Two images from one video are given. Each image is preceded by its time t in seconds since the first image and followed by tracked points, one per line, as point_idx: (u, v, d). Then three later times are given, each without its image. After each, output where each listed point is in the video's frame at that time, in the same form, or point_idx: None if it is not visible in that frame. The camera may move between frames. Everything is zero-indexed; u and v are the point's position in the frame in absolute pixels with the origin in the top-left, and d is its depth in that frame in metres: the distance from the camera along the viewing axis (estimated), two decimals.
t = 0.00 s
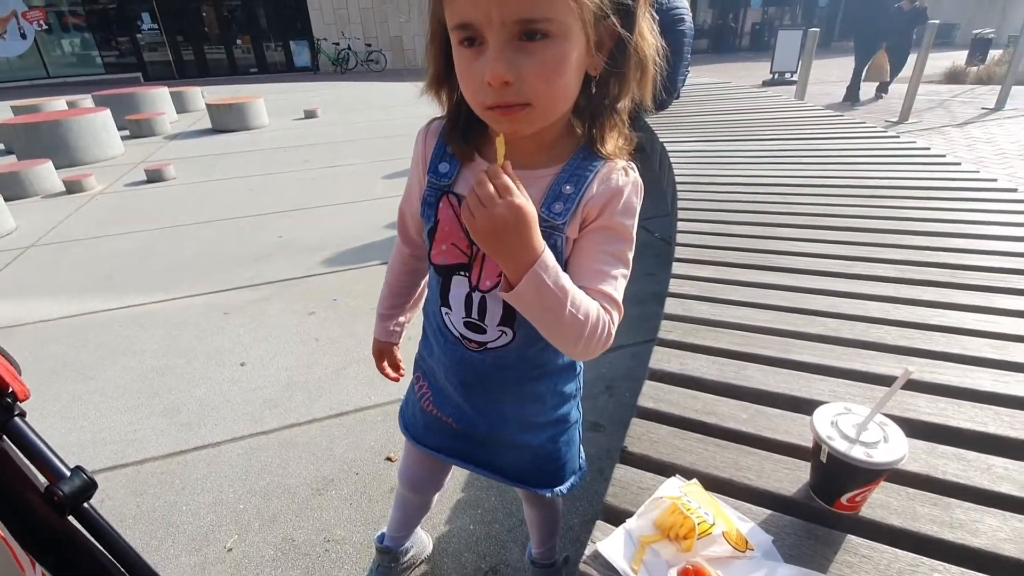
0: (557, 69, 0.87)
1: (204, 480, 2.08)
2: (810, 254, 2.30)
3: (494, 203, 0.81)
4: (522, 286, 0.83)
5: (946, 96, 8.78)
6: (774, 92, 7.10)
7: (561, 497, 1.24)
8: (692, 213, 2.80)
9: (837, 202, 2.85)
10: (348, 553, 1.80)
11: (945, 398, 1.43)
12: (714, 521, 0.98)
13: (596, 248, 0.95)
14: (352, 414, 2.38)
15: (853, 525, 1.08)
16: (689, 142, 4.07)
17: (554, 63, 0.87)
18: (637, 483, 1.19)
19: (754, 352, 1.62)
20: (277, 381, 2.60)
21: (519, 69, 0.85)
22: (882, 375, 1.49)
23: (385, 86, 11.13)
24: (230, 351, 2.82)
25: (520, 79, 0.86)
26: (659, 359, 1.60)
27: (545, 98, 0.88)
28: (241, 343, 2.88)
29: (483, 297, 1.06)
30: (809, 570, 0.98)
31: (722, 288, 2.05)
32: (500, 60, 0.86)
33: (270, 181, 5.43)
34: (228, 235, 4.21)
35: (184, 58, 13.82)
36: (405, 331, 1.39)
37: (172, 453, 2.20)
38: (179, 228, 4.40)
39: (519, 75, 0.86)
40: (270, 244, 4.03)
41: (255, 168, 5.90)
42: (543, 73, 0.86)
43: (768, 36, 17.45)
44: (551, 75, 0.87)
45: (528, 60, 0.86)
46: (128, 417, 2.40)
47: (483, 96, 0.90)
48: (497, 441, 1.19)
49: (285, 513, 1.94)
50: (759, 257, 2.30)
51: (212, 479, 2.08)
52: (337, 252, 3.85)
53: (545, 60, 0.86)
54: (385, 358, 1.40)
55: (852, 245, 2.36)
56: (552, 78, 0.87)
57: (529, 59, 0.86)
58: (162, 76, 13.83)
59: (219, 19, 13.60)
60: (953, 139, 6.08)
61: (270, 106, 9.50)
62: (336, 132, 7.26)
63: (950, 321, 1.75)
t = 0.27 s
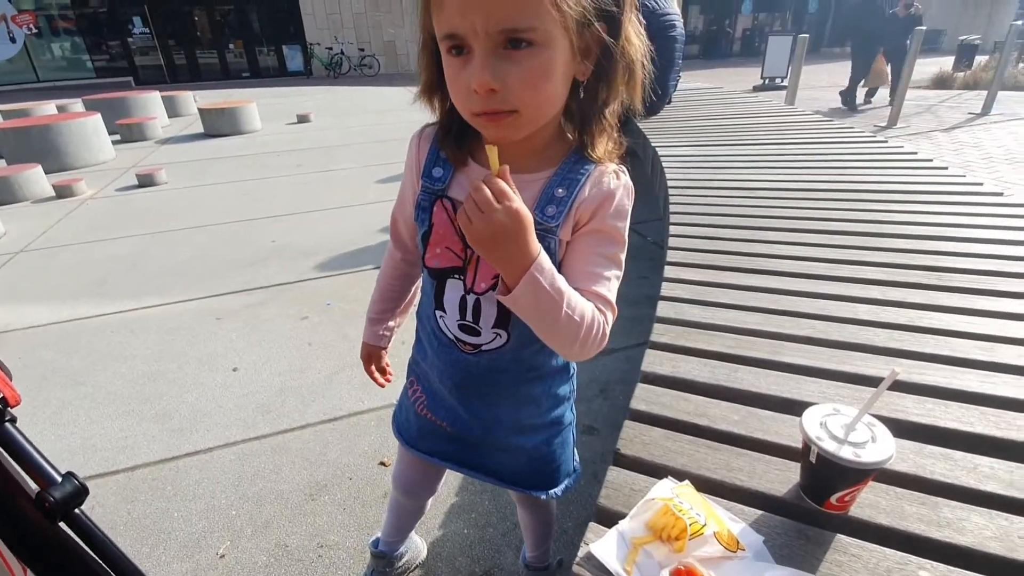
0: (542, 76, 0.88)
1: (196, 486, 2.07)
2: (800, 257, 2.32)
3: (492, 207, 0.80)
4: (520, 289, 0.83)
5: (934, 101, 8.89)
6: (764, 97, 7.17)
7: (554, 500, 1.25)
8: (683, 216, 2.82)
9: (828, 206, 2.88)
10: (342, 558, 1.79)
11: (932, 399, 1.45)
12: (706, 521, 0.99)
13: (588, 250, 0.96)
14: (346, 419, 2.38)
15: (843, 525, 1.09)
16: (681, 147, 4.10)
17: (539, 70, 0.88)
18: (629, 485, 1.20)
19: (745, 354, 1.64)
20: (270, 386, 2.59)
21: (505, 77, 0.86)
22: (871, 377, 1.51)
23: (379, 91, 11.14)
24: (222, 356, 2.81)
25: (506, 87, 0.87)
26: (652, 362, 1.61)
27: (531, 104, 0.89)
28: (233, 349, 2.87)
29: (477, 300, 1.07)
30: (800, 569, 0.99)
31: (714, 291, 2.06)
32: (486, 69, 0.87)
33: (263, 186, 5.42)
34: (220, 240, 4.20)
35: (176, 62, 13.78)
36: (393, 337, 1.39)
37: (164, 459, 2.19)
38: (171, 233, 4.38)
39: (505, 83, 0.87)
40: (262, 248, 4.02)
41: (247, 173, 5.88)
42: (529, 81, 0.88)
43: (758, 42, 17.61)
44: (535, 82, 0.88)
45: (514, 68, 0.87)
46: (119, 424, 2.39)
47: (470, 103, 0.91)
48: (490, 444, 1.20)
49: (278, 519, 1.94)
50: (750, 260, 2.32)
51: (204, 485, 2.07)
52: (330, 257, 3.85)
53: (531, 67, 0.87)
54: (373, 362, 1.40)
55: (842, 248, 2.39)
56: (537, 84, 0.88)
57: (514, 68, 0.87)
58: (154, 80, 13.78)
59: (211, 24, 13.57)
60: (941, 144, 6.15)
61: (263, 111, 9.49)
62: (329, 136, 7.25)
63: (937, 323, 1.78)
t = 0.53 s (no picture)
0: (520, 16, 0.85)
1: (190, 450, 2.08)
2: (793, 219, 2.31)
3: (466, 152, 0.78)
4: (496, 238, 0.82)
5: (932, 67, 8.79)
6: (762, 62, 7.06)
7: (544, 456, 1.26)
8: (676, 180, 2.79)
9: (822, 169, 2.86)
10: (337, 518, 1.81)
11: (920, 355, 1.45)
12: (691, 471, 1.01)
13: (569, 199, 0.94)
14: (338, 384, 2.38)
15: (827, 475, 1.10)
16: (675, 111, 4.05)
17: (517, 10, 0.85)
18: (617, 439, 1.20)
19: (735, 313, 1.63)
20: (262, 353, 2.59)
21: (481, 16, 0.84)
22: (860, 334, 1.52)
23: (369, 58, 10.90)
24: (213, 325, 2.80)
25: (482, 27, 0.85)
26: (642, 322, 1.61)
27: (509, 46, 0.87)
28: (224, 316, 2.86)
29: (459, 252, 1.06)
30: (783, 516, 1.00)
31: (706, 253, 2.05)
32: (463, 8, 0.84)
33: (252, 154, 5.34)
34: (209, 209, 4.15)
35: (160, 30, 13.42)
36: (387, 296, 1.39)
37: (157, 425, 2.20)
38: (159, 203, 4.32)
39: (481, 23, 0.84)
40: (252, 217, 3.98)
41: (236, 141, 5.78)
42: (506, 20, 0.85)
43: (756, 7, 17.29)
44: (513, 23, 0.85)
45: (491, 7, 0.84)
46: (111, 391, 2.38)
47: (447, 44, 0.88)
48: (478, 400, 1.20)
49: (273, 481, 1.95)
50: (742, 222, 2.30)
51: (198, 450, 2.08)
52: (321, 225, 3.81)
53: (509, 6, 0.84)
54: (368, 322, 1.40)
55: (835, 210, 2.38)
56: (515, 24, 0.86)
57: (491, 6, 0.84)
58: (138, 49, 13.45)
59: None
60: (938, 110, 6.10)
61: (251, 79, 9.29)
62: (319, 104, 7.12)
63: (928, 282, 1.78)
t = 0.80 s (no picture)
0: None
1: (177, 396, 2.09)
2: (775, 143, 2.28)
3: (415, 61, 0.75)
4: (451, 153, 0.80)
5: None
6: None
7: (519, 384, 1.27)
8: (658, 108, 2.73)
9: (806, 93, 2.80)
10: (327, 453, 1.85)
11: (895, 271, 1.47)
12: (667, 387, 1.02)
13: (531, 115, 0.92)
14: (323, 327, 2.38)
15: (799, 387, 1.13)
16: (658, 37, 3.91)
17: None
18: (596, 361, 1.22)
19: (714, 238, 1.63)
20: (243, 300, 2.57)
21: None
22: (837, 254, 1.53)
23: None
24: (192, 274, 2.76)
25: None
26: (621, 249, 1.60)
27: None
28: (203, 264, 2.82)
29: (420, 175, 1.03)
30: (755, 426, 1.03)
31: (687, 180, 2.03)
32: None
33: (220, 98, 5.13)
34: (180, 156, 4.01)
35: None
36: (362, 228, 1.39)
37: (142, 374, 2.20)
38: (127, 152, 4.17)
39: None
40: (225, 163, 3.86)
41: (203, 85, 5.54)
42: None
43: None
44: None
45: None
46: (93, 343, 2.37)
47: None
48: (451, 330, 1.20)
49: (262, 422, 1.97)
50: (724, 148, 2.27)
51: (185, 395, 2.09)
52: (296, 169, 3.71)
53: None
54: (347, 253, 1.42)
55: (817, 133, 2.35)
56: None
57: None
58: None
59: None
60: (926, 31, 5.96)
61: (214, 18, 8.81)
62: (288, 43, 6.80)
63: (906, 201, 1.78)
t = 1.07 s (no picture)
0: None
1: (162, 381, 2.06)
2: (762, 102, 2.24)
3: (373, 28, 0.71)
4: (415, 125, 0.77)
5: None
6: None
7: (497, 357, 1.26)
8: (642, 69, 2.66)
9: (793, 49, 2.74)
10: (317, 432, 1.83)
11: (884, 228, 1.45)
12: (655, 353, 1.00)
13: (503, 78, 0.87)
14: (308, 305, 2.34)
15: (788, 349, 1.12)
16: None
17: None
18: (583, 330, 1.19)
19: (701, 200, 1.60)
20: (225, 281, 2.52)
21: None
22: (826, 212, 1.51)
23: None
24: (171, 256, 2.70)
25: None
26: (607, 214, 1.57)
27: None
28: (182, 246, 2.75)
29: (387, 144, 0.99)
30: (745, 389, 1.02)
31: (673, 142, 1.98)
32: None
33: (191, 72, 4.96)
34: (152, 135, 3.89)
35: None
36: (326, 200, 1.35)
37: (124, 359, 2.16)
38: (97, 132, 4.04)
39: None
40: (199, 141, 3.75)
41: (172, 60, 5.35)
42: None
43: None
44: None
45: None
46: (72, 330, 2.31)
47: None
48: (427, 306, 1.17)
49: (250, 403, 1.95)
50: (710, 109, 2.22)
51: (169, 380, 2.05)
52: (273, 145, 3.61)
53: None
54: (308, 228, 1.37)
55: (804, 90, 2.31)
56: None
57: None
58: None
59: None
60: None
61: None
62: (259, 13, 6.56)
63: (895, 157, 1.76)
